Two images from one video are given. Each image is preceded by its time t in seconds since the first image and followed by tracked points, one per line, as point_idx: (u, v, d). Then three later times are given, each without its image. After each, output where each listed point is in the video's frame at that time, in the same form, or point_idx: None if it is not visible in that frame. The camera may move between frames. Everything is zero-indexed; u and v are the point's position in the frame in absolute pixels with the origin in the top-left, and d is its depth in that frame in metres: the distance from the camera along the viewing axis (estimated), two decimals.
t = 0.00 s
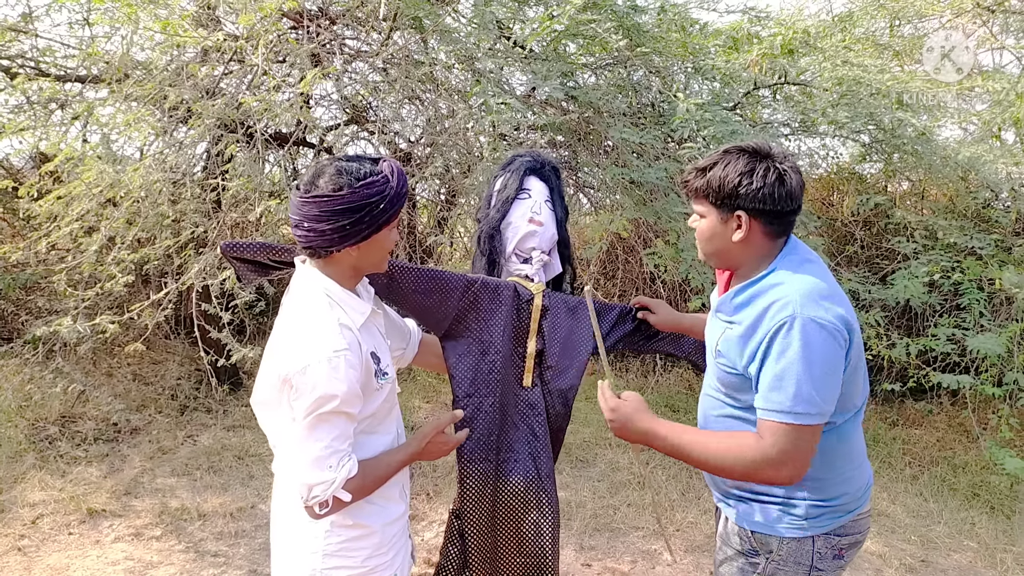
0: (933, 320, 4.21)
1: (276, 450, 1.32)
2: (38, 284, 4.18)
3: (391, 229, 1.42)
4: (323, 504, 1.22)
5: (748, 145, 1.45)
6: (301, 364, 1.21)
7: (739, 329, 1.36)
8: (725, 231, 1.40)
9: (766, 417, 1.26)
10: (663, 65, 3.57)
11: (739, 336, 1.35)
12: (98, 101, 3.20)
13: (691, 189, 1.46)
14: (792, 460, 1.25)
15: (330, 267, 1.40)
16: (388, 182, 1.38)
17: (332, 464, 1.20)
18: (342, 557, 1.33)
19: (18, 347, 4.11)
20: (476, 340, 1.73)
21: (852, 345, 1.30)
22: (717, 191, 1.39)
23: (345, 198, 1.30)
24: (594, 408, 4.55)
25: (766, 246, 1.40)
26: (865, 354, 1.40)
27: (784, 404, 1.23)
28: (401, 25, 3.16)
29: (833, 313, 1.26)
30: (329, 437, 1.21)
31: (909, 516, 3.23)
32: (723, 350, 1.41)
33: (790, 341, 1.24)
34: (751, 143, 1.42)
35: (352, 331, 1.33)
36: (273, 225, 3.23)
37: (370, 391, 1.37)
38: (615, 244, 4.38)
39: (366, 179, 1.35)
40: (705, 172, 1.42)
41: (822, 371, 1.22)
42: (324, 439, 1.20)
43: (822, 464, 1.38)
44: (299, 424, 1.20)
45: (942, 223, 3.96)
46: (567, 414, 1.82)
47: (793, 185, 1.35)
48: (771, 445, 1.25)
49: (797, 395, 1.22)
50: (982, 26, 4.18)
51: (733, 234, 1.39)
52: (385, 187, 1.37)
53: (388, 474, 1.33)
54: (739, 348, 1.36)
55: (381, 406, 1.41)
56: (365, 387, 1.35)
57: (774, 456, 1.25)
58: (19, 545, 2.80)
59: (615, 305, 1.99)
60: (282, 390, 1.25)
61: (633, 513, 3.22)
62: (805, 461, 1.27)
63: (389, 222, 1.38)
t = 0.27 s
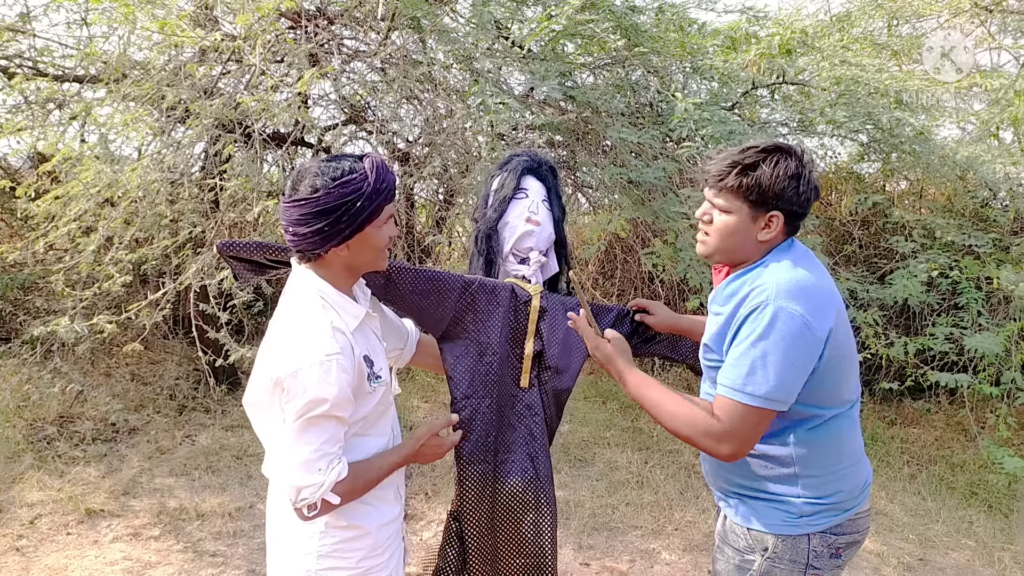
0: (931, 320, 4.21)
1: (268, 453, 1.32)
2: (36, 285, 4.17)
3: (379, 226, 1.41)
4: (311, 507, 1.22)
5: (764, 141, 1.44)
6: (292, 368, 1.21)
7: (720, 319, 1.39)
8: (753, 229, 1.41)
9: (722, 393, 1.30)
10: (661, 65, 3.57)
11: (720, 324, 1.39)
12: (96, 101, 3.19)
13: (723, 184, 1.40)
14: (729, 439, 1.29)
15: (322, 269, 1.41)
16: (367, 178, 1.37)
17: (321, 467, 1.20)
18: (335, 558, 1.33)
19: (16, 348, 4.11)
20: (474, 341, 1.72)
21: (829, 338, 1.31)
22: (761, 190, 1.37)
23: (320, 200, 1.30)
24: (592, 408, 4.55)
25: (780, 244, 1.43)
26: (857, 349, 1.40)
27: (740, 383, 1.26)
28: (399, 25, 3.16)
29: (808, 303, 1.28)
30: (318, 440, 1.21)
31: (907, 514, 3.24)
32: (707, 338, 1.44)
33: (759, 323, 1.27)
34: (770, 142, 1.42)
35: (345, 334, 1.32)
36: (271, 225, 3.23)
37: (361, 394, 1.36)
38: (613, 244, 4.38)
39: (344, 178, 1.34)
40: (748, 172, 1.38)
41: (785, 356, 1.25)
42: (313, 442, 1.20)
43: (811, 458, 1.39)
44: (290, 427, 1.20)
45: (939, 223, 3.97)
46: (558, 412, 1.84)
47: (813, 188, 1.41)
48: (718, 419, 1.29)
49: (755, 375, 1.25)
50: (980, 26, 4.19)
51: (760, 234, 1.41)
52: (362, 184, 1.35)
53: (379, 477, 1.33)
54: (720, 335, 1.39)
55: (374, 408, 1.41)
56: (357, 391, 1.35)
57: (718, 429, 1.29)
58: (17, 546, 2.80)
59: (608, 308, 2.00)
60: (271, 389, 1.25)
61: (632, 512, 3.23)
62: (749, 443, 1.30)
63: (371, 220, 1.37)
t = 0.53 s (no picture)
0: (930, 319, 4.21)
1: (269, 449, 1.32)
2: (34, 283, 4.16)
3: (377, 223, 1.40)
4: (314, 503, 1.22)
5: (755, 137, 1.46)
6: (293, 364, 1.21)
7: (715, 305, 1.43)
8: (748, 224, 1.42)
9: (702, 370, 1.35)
10: (661, 64, 3.57)
11: (715, 309, 1.42)
12: (94, 100, 3.19)
13: (711, 183, 1.43)
14: (696, 415, 1.34)
15: (321, 267, 1.41)
16: (363, 176, 1.36)
17: (323, 463, 1.20)
18: (336, 556, 1.33)
19: (14, 346, 4.10)
20: (474, 341, 1.72)
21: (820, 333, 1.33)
22: (750, 186, 1.38)
23: (314, 197, 1.30)
24: (591, 407, 4.55)
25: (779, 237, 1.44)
26: (855, 345, 1.41)
27: (719, 362, 1.31)
28: (398, 23, 3.16)
29: (798, 295, 1.30)
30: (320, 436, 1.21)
31: (905, 514, 3.24)
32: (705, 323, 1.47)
33: (747, 309, 1.31)
34: (762, 138, 1.43)
35: (345, 330, 1.32)
36: (270, 223, 3.23)
37: (361, 392, 1.36)
38: (612, 243, 4.38)
39: (339, 176, 1.34)
40: (735, 170, 1.40)
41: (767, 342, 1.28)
42: (315, 438, 1.20)
43: (807, 454, 1.39)
44: (291, 424, 1.20)
45: (939, 222, 3.97)
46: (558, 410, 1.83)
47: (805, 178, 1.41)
48: (693, 396, 1.34)
49: (736, 357, 1.29)
50: (979, 25, 4.19)
51: (757, 228, 1.42)
52: (358, 182, 1.35)
53: (379, 474, 1.33)
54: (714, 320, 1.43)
55: (374, 406, 1.41)
56: (358, 388, 1.35)
57: (688, 406, 1.34)
58: (15, 545, 2.80)
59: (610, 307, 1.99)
60: (271, 385, 1.25)
61: (630, 511, 3.23)
62: (720, 425, 1.34)
63: (368, 217, 1.37)
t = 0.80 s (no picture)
0: (931, 320, 4.21)
1: (274, 449, 1.32)
2: (34, 283, 4.16)
3: (381, 223, 1.40)
4: (322, 501, 1.22)
5: (749, 138, 1.45)
6: (300, 362, 1.21)
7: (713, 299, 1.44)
8: (733, 225, 1.43)
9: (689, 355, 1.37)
10: (661, 64, 3.57)
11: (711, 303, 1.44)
12: (95, 100, 3.19)
13: (696, 186, 1.46)
14: (678, 398, 1.36)
15: (327, 266, 1.41)
16: (367, 175, 1.36)
17: (331, 460, 1.20)
18: (340, 557, 1.32)
19: (14, 346, 4.10)
20: (475, 341, 1.71)
21: (816, 332, 1.33)
22: (727, 188, 1.39)
23: (319, 195, 1.30)
24: (591, 408, 4.55)
25: (772, 238, 1.43)
26: (854, 344, 1.41)
27: (705, 350, 1.33)
28: (399, 23, 3.16)
29: (792, 293, 1.30)
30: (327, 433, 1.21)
31: (906, 515, 3.24)
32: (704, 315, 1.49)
33: (739, 302, 1.32)
34: (759, 139, 1.43)
35: (351, 329, 1.32)
36: (270, 223, 3.23)
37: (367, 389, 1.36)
38: (613, 244, 4.38)
39: (344, 175, 1.34)
40: (713, 172, 1.42)
41: (753, 336, 1.29)
42: (323, 436, 1.20)
43: (807, 453, 1.39)
44: (298, 422, 1.20)
45: (940, 223, 3.97)
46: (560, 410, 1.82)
47: (791, 177, 1.38)
48: (679, 380, 1.36)
49: (722, 347, 1.31)
50: (980, 26, 4.18)
51: (743, 227, 1.42)
52: (363, 181, 1.35)
53: (385, 471, 1.33)
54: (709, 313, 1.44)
55: (379, 405, 1.40)
56: (364, 386, 1.35)
57: (670, 389, 1.37)
58: (15, 545, 2.80)
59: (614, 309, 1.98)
60: (277, 384, 1.25)
61: (631, 512, 3.22)
62: (699, 410, 1.37)
63: (373, 217, 1.37)
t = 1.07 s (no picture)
0: (930, 319, 4.21)
1: (279, 446, 1.31)
2: (33, 284, 4.15)
3: (380, 220, 1.40)
4: (330, 496, 1.23)
5: (745, 137, 1.46)
6: (305, 357, 1.21)
7: (713, 300, 1.43)
8: (737, 222, 1.42)
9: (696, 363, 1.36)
10: (660, 64, 3.56)
11: (712, 305, 1.43)
12: (93, 100, 3.18)
13: (698, 184, 1.45)
14: (693, 409, 1.34)
15: (327, 264, 1.41)
16: (367, 173, 1.36)
17: (338, 454, 1.20)
18: (342, 556, 1.32)
19: (13, 347, 4.10)
20: (474, 341, 1.71)
21: (818, 330, 1.33)
22: (735, 184, 1.39)
23: (320, 193, 1.30)
24: (591, 408, 4.55)
25: (771, 236, 1.44)
26: (851, 342, 1.41)
27: (714, 358, 1.32)
28: (398, 23, 3.15)
29: (794, 294, 1.30)
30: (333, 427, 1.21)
31: (905, 514, 3.24)
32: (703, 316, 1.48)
33: (743, 306, 1.32)
34: (755, 138, 1.44)
35: (354, 323, 1.32)
36: (269, 224, 3.23)
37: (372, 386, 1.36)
38: (612, 243, 4.38)
39: (343, 173, 1.34)
40: (718, 170, 1.41)
41: (761, 340, 1.29)
42: (329, 430, 1.20)
43: (803, 450, 1.39)
44: (304, 417, 1.20)
45: (939, 222, 3.98)
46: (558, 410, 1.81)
47: (792, 174, 1.40)
48: (693, 390, 1.34)
49: (731, 353, 1.30)
50: (979, 26, 4.18)
51: (746, 224, 1.42)
52: (362, 178, 1.35)
53: (389, 467, 1.33)
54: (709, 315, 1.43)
55: (383, 401, 1.40)
56: (369, 383, 1.35)
57: (684, 400, 1.35)
58: (14, 545, 2.79)
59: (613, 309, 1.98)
60: (283, 379, 1.25)
61: (630, 512, 3.22)
62: (713, 419, 1.35)
63: (372, 213, 1.37)
